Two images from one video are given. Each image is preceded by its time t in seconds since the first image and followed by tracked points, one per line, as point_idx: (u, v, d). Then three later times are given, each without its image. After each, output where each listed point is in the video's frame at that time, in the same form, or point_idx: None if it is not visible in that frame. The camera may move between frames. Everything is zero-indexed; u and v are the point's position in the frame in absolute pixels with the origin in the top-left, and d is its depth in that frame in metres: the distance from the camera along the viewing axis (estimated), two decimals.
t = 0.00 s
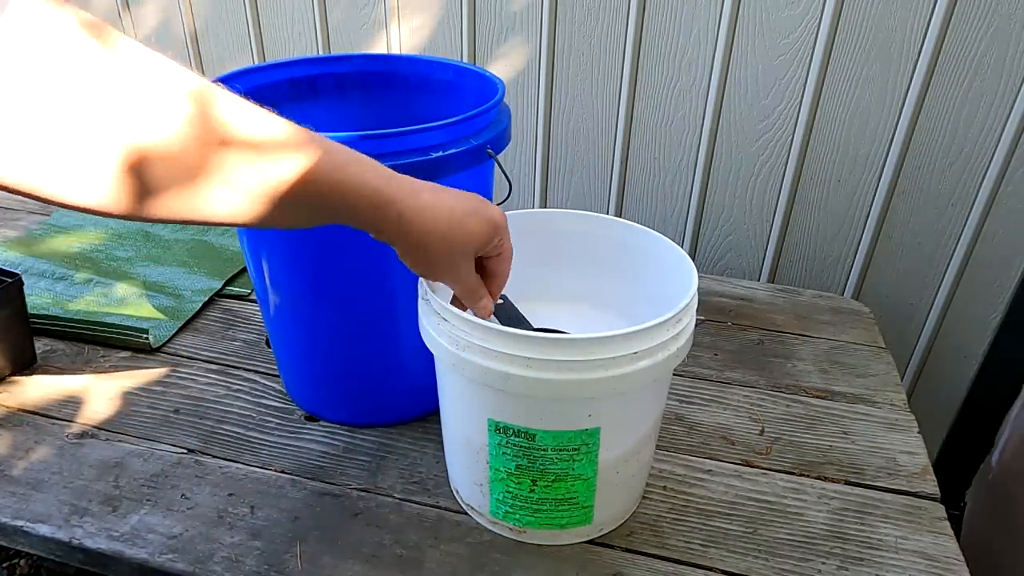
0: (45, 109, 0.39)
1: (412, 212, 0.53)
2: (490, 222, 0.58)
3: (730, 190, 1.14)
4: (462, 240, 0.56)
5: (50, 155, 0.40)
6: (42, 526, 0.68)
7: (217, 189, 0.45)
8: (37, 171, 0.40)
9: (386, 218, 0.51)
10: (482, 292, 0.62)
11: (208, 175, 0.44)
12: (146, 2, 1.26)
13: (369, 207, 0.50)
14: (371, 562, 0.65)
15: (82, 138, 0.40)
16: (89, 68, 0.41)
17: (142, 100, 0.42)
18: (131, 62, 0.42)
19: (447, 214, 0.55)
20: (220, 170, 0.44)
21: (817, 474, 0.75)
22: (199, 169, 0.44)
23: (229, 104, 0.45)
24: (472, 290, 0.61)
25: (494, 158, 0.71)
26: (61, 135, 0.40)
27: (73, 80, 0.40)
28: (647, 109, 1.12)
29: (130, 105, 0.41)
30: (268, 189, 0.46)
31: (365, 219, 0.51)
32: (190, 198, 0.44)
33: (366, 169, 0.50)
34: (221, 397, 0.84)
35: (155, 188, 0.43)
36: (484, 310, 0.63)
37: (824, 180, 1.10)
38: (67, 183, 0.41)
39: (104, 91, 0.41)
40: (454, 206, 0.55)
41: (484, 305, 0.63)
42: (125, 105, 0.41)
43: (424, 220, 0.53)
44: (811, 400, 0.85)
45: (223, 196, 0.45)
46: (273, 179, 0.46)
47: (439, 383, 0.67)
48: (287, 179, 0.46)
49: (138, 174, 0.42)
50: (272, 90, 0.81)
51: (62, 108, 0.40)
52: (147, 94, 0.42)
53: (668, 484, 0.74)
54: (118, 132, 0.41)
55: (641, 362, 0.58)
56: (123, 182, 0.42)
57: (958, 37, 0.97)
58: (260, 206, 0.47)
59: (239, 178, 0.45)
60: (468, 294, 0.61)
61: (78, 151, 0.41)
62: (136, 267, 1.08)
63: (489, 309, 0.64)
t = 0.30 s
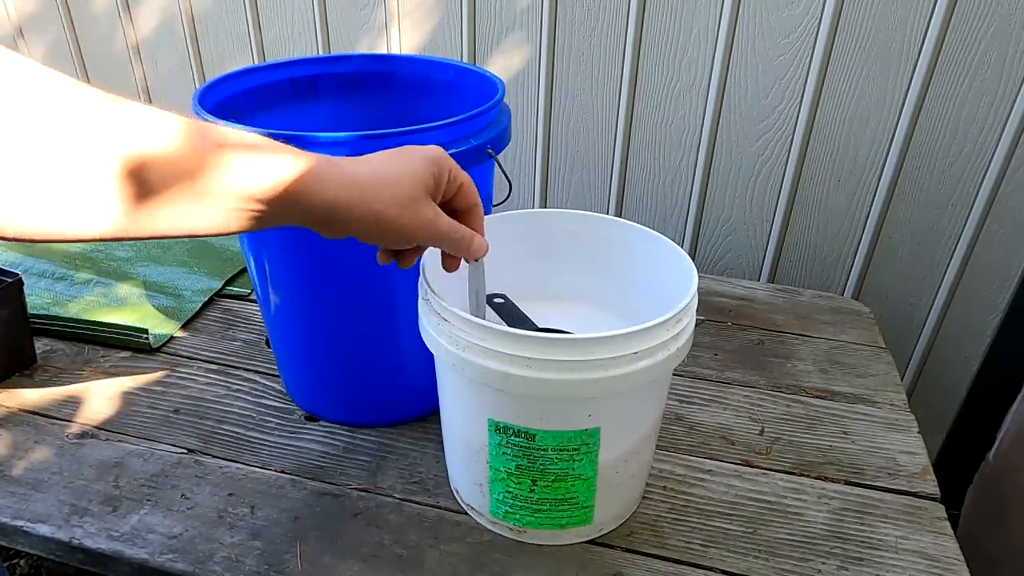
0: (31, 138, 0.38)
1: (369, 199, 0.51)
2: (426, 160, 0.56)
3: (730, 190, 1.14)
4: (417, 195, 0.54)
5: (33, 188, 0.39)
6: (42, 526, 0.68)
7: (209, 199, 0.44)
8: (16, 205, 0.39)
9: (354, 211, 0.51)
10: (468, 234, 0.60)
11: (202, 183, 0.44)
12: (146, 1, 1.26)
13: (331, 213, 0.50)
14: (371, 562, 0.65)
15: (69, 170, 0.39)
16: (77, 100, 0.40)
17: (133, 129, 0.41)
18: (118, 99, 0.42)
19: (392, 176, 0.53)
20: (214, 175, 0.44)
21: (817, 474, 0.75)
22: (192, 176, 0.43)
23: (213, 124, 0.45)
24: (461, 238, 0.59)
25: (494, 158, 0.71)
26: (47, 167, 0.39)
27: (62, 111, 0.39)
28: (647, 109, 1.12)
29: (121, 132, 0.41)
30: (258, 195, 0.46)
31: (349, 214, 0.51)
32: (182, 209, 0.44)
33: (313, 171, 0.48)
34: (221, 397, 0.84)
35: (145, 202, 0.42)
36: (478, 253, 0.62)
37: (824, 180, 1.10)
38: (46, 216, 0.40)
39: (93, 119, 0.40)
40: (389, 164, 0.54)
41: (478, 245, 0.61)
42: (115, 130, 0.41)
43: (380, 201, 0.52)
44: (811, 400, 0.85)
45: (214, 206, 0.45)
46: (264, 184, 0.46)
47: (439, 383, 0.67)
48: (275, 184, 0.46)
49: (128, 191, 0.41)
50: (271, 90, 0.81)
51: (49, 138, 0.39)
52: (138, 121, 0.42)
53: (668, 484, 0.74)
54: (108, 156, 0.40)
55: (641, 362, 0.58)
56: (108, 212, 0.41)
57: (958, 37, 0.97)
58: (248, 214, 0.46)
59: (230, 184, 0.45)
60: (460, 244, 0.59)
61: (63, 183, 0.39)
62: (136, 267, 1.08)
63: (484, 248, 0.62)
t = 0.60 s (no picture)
0: (37, 161, 0.48)
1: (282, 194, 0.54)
2: (325, 143, 0.58)
3: (730, 190, 1.14)
4: (325, 177, 0.56)
5: (37, 198, 0.47)
6: (42, 526, 0.68)
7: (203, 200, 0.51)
8: (20, 216, 0.47)
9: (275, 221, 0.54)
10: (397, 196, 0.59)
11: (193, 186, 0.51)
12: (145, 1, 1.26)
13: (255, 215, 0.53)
14: (371, 562, 0.65)
15: (70, 183, 0.48)
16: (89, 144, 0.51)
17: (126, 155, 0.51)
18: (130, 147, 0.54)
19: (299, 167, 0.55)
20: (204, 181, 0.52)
21: (817, 474, 0.75)
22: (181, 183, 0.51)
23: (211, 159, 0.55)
24: (392, 202, 0.59)
25: (494, 158, 0.71)
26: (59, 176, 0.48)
27: (67, 148, 0.50)
28: (647, 109, 1.12)
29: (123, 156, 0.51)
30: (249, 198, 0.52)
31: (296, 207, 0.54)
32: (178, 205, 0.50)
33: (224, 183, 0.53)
34: (221, 397, 0.84)
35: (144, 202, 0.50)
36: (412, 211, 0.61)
37: (824, 180, 1.10)
38: (51, 223, 0.47)
39: (95, 150, 0.50)
40: (292, 160, 0.56)
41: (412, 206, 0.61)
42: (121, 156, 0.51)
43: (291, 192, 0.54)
44: (811, 400, 0.85)
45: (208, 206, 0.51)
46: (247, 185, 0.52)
47: (439, 383, 0.68)
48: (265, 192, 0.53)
49: (130, 193, 0.49)
50: (271, 90, 0.81)
51: (54, 163, 0.48)
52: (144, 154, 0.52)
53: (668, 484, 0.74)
54: (110, 169, 0.49)
55: (641, 362, 0.58)
56: (108, 219, 0.49)
57: (958, 37, 0.97)
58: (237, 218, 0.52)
59: (220, 187, 0.52)
60: (391, 207, 0.59)
61: (65, 194, 0.48)
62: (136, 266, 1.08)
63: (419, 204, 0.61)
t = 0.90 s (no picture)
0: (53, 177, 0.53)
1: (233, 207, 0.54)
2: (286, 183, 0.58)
3: (730, 190, 1.14)
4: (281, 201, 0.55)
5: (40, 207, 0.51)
6: (42, 526, 0.68)
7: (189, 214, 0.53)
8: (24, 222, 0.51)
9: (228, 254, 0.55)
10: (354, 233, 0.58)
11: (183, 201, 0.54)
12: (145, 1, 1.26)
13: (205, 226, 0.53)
14: (371, 562, 0.65)
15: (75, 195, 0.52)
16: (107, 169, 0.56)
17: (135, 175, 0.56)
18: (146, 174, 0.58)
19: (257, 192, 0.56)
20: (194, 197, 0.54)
21: (817, 474, 0.75)
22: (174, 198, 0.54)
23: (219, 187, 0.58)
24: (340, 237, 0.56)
25: (494, 158, 0.71)
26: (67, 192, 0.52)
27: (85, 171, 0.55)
28: (647, 109, 1.12)
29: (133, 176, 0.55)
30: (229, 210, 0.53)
31: (261, 230, 0.54)
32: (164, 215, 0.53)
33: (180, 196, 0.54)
34: (221, 397, 0.84)
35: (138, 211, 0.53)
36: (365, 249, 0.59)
37: (824, 180, 1.10)
38: (52, 230, 0.51)
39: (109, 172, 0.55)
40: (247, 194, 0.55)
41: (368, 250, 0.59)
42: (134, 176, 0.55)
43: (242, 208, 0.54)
44: (811, 400, 0.85)
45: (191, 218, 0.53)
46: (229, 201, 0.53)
47: (439, 383, 0.68)
48: (246, 212, 0.53)
49: (128, 202, 0.53)
50: (271, 90, 0.81)
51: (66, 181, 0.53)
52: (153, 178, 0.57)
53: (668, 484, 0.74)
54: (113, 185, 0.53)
55: (641, 362, 0.58)
56: (105, 227, 0.52)
57: (958, 37, 0.97)
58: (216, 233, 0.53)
59: (205, 203, 0.53)
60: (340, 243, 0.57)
61: (69, 204, 0.52)
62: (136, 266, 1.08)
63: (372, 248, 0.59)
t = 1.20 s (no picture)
0: (38, 193, 0.52)
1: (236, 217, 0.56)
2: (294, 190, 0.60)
3: (730, 189, 1.14)
4: (281, 210, 0.57)
5: (41, 209, 0.51)
6: (42, 526, 0.68)
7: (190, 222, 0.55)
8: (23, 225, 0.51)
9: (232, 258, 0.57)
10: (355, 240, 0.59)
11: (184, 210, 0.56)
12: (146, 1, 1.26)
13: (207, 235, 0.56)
14: (371, 562, 0.65)
15: (77, 199, 0.53)
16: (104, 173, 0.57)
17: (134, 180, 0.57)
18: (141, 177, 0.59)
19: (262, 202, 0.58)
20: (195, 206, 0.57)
21: (817, 474, 0.75)
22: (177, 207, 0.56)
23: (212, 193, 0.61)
24: (338, 243, 0.58)
25: (494, 158, 0.71)
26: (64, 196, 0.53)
27: (83, 175, 0.55)
28: (648, 109, 1.12)
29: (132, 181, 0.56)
30: (229, 218, 0.56)
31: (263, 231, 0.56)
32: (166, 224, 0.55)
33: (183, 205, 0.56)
34: (221, 397, 0.84)
35: (143, 217, 0.54)
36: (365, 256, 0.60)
37: (824, 180, 1.10)
38: (54, 233, 0.52)
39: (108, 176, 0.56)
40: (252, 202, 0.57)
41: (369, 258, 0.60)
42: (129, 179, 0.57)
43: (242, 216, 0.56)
44: (811, 400, 0.85)
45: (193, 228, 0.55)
46: (228, 210, 0.56)
47: (439, 383, 0.68)
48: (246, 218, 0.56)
49: (133, 208, 0.54)
50: (271, 90, 0.81)
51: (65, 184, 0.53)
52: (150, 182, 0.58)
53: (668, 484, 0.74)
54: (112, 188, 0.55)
55: (640, 362, 0.58)
56: (108, 231, 0.53)
57: (958, 37, 0.97)
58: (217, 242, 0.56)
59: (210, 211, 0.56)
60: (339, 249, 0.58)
61: (71, 208, 0.52)
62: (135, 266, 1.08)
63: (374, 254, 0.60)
